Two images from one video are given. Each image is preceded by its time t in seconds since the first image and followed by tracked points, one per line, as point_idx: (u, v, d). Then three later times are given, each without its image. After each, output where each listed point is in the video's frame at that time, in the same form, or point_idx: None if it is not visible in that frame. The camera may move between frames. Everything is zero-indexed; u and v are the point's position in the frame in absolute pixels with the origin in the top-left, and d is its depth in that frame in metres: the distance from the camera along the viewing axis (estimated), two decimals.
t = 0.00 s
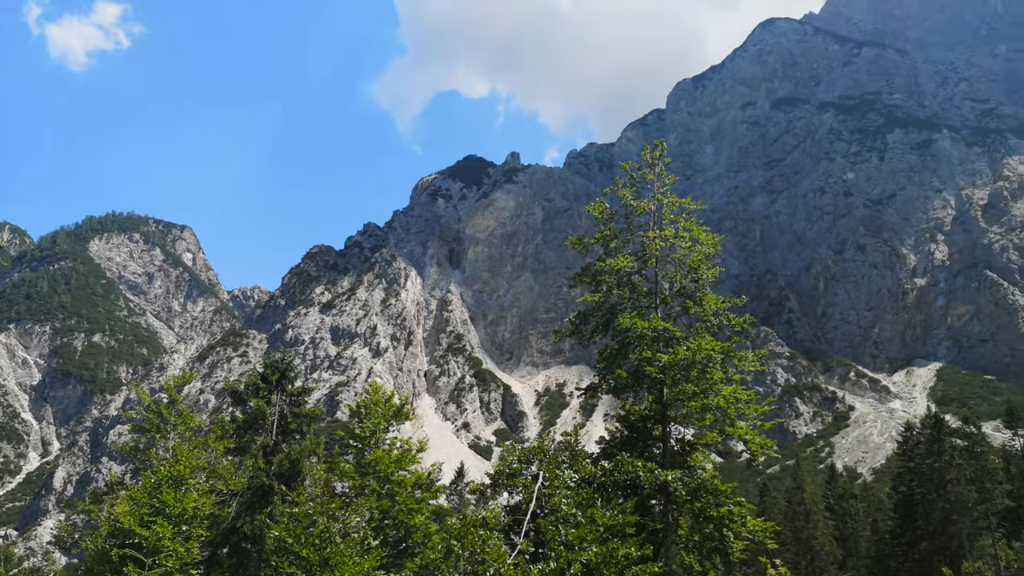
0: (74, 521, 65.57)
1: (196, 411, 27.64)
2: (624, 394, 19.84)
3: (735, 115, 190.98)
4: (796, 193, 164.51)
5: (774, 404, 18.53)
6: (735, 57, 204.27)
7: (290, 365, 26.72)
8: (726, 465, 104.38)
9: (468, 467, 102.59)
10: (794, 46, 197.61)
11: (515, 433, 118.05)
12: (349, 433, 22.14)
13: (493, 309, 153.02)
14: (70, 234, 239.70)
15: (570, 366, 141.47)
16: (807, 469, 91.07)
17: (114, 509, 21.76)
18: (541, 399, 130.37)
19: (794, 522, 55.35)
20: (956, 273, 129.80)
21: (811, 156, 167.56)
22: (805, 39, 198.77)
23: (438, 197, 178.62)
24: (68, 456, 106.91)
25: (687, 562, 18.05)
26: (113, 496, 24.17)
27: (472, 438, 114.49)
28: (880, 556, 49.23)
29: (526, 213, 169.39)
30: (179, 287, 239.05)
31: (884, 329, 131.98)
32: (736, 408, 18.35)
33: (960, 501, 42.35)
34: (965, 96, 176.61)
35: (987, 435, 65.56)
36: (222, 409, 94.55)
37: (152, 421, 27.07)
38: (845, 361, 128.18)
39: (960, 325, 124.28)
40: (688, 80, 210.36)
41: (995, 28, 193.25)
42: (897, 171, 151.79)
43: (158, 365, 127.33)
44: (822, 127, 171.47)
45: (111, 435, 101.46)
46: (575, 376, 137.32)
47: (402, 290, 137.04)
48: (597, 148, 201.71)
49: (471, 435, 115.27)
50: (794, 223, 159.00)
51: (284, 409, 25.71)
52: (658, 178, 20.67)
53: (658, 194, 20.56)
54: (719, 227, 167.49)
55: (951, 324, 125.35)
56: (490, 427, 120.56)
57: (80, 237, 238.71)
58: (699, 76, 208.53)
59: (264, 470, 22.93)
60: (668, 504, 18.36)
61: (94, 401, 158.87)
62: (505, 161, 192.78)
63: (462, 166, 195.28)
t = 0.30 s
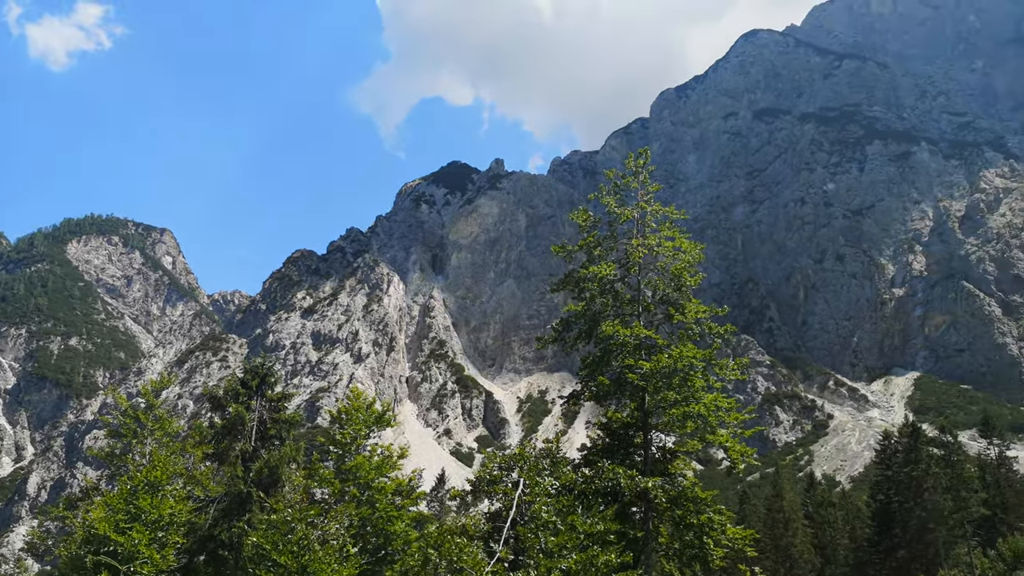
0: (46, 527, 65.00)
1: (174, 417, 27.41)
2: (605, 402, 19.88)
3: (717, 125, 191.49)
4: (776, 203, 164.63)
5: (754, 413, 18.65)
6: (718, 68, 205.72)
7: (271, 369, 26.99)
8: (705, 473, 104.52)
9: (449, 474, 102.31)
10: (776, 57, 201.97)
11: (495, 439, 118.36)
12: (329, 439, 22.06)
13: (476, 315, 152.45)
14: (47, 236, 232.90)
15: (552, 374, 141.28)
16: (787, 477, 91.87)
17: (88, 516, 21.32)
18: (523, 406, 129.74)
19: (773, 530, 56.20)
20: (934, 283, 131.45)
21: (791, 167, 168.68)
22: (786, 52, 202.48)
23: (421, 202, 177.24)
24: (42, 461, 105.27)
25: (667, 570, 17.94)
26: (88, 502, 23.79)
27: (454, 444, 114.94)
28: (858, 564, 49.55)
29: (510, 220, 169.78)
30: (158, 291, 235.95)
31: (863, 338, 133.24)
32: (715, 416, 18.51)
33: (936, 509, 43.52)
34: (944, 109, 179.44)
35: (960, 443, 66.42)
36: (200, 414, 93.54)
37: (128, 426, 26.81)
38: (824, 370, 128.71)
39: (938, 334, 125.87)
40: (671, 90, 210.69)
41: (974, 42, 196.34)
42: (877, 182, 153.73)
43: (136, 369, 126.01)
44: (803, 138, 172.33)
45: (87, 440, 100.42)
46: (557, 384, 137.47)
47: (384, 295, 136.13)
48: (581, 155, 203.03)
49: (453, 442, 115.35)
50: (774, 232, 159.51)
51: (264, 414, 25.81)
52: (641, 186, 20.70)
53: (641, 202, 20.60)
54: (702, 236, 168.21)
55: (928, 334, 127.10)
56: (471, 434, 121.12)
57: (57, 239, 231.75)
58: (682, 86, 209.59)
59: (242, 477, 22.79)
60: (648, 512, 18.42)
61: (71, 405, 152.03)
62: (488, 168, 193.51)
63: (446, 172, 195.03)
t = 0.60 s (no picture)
0: (20, 533, 64.37)
1: (152, 420, 27.20)
2: (587, 408, 19.87)
3: (700, 134, 195.43)
4: (758, 211, 166.67)
5: (734, 420, 18.73)
6: (701, 78, 209.25)
7: (250, 375, 27.06)
8: (686, 480, 104.52)
9: (429, 480, 101.60)
10: (758, 68, 203.92)
11: (477, 445, 117.55)
12: (309, 444, 21.97)
13: (458, 321, 154.27)
14: (24, 236, 218.93)
15: (535, 380, 140.10)
16: (766, 484, 92.90)
17: (62, 521, 20.99)
18: (504, 412, 129.05)
19: (753, 537, 57.71)
20: (912, 292, 133.13)
21: (772, 177, 170.96)
22: (768, 62, 204.59)
23: (405, 207, 180.24)
24: (14, 465, 103.44)
25: None
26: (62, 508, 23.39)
27: (435, 450, 113.50)
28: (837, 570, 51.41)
29: (494, 225, 171.40)
30: (137, 293, 225.77)
31: (842, 346, 133.68)
32: (697, 423, 18.53)
33: (913, 516, 43.12)
34: (922, 122, 180.69)
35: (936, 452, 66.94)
36: (178, 419, 92.31)
37: (104, 430, 26.54)
38: (804, 379, 128.00)
39: (915, 344, 126.95)
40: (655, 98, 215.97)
41: (950, 55, 204.20)
42: (855, 193, 155.77)
43: (113, 373, 124.41)
44: (783, 149, 175.60)
45: (62, 444, 99.41)
46: (540, 390, 136.40)
47: (366, 300, 135.68)
48: (565, 163, 204.99)
49: (434, 447, 113.90)
50: (756, 241, 160.11)
51: (243, 419, 26.35)
52: (625, 194, 20.79)
53: (625, 209, 20.69)
54: (685, 244, 169.14)
55: (906, 343, 128.02)
56: (452, 440, 119.93)
57: (34, 238, 217.55)
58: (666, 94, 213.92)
59: (220, 484, 23.37)
60: (628, 519, 18.38)
61: (45, 409, 143.09)
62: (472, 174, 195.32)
63: (430, 176, 197.26)
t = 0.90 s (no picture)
0: None
1: (128, 425, 27.06)
2: (569, 415, 19.84)
3: (682, 142, 195.78)
4: (739, 220, 167.54)
5: (715, 428, 18.80)
6: (685, 87, 210.71)
7: (229, 379, 27.84)
8: (666, 487, 104.59)
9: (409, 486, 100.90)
10: (741, 78, 205.63)
11: (458, 451, 117.13)
12: (287, 450, 21.88)
13: (440, 327, 154.28)
14: None
15: (517, 387, 139.52)
16: (745, 491, 93.47)
17: (34, 527, 20.70)
18: (486, 418, 129.08)
19: (732, 546, 58.97)
20: (889, 302, 134.15)
21: (754, 186, 172.97)
22: (751, 73, 206.19)
23: (388, 212, 180.87)
24: None
25: None
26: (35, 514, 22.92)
27: (416, 456, 113.20)
28: None
29: (477, 231, 170.66)
30: (115, 295, 220.75)
31: (820, 354, 134.44)
32: (678, 430, 18.63)
33: (889, 524, 43.72)
34: (900, 134, 183.14)
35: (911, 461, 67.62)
36: (155, 423, 91.27)
37: (80, 434, 26.36)
38: (782, 386, 127.79)
39: (892, 353, 128.59)
40: (639, 106, 215.79)
41: (927, 68, 208.52)
42: (835, 203, 157.13)
43: (89, 376, 122.38)
44: (765, 159, 177.18)
45: (35, 449, 97.73)
46: (521, 396, 136.38)
47: (348, 304, 135.39)
48: (549, 169, 205.07)
49: (415, 453, 113.63)
50: (738, 249, 161.23)
51: (221, 424, 26.85)
52: (608, 202, 20.83)
53: (608, 216, 20.77)
54: (667, 251, 170.11)
55: (883, 352, 129.63)
56: (433, 446, 119.83)
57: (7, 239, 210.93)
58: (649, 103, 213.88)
59: (196, 488, 23.36)
60: (608, 525, 18.41)
61: (18, 411, 141.07)
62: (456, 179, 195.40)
63: (413, 181, 197.61)
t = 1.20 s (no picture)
0: None
1: (105, 428, 27.08)
2: (550, 420, 19.82)
3: (666, 150, 197.43)
4: (721, 228, 168.44)
5: (695, 435, 18.95)
6: (669, 95, 212.13)
7: (208, 382, 27.66)
8: (646, 493, 104.57)
9: (390, 491, 100.03)
10: (723, 87, 207.56)
11: (438, 456, 116.54)
12: (266, 455, 21.73)
13: (422, 331, 153.90)
14: None
15: (498, 392, 139.22)
16: (724, 498, 93.84)
17: (7, 530, 20.34)
18: (467, 423, 128.83)
19: (713, 551, 60.52)
20: (868, 310, 136.67)
21: (735, 195, 173.38)
22: (733, 82, 208.50)
23: (372, 215, 180.41)
24: None
25: None
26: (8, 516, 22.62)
27: (396, 461, 112.66)
28: None
29: (460, 236, 172.04)
30: (92, 296, 216.68)
31: (800, 362, 135.26)
32: (658, 436, 18.72)
33: (866, 531, 44.46)
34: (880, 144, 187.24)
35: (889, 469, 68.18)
36: (131, 427, 89.95)
37: (55, 437, 26.19)
38: (762, 394, 128.04)
39: (870, 361, 130.59)
40: (623, 113, 217.08)
41: (907, 81, 211.49)
42: (816, 213, 158.54)
43: (64, 379, 120.04)
44: (747, 167, 178.58)
45: (7, 453, 95.80)
46: (503, 402, 135.98)
47: (330, 308, 135.18)
48: (533, 174, 204.35)
49: (395, 458, 113.10)
50: (719, 256, 161.68)
51: (199, 427, 26.84)
52: (591, 208, 20.95)
53: (591, 222, 20.89)
54: (649, 258, 170.73)
55: (862, 360, 131.52)
56: (414, 451, 118.61)
57: None
58: (632, 111, 215.30)
59: (173, 492, 23.71)
60: (589, 532, 18.51)
61: None
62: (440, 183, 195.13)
63: (397, 184, 197.00)
